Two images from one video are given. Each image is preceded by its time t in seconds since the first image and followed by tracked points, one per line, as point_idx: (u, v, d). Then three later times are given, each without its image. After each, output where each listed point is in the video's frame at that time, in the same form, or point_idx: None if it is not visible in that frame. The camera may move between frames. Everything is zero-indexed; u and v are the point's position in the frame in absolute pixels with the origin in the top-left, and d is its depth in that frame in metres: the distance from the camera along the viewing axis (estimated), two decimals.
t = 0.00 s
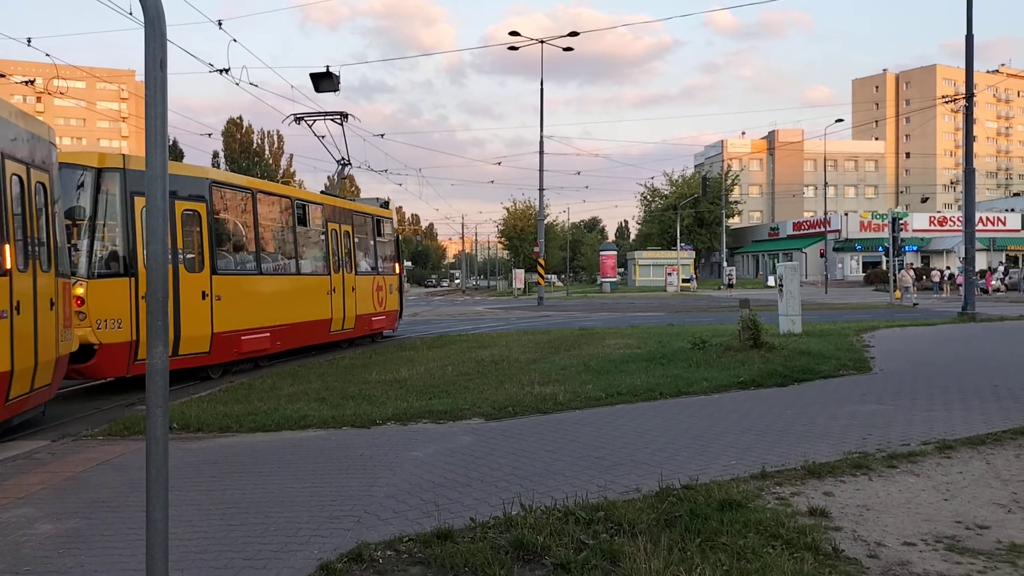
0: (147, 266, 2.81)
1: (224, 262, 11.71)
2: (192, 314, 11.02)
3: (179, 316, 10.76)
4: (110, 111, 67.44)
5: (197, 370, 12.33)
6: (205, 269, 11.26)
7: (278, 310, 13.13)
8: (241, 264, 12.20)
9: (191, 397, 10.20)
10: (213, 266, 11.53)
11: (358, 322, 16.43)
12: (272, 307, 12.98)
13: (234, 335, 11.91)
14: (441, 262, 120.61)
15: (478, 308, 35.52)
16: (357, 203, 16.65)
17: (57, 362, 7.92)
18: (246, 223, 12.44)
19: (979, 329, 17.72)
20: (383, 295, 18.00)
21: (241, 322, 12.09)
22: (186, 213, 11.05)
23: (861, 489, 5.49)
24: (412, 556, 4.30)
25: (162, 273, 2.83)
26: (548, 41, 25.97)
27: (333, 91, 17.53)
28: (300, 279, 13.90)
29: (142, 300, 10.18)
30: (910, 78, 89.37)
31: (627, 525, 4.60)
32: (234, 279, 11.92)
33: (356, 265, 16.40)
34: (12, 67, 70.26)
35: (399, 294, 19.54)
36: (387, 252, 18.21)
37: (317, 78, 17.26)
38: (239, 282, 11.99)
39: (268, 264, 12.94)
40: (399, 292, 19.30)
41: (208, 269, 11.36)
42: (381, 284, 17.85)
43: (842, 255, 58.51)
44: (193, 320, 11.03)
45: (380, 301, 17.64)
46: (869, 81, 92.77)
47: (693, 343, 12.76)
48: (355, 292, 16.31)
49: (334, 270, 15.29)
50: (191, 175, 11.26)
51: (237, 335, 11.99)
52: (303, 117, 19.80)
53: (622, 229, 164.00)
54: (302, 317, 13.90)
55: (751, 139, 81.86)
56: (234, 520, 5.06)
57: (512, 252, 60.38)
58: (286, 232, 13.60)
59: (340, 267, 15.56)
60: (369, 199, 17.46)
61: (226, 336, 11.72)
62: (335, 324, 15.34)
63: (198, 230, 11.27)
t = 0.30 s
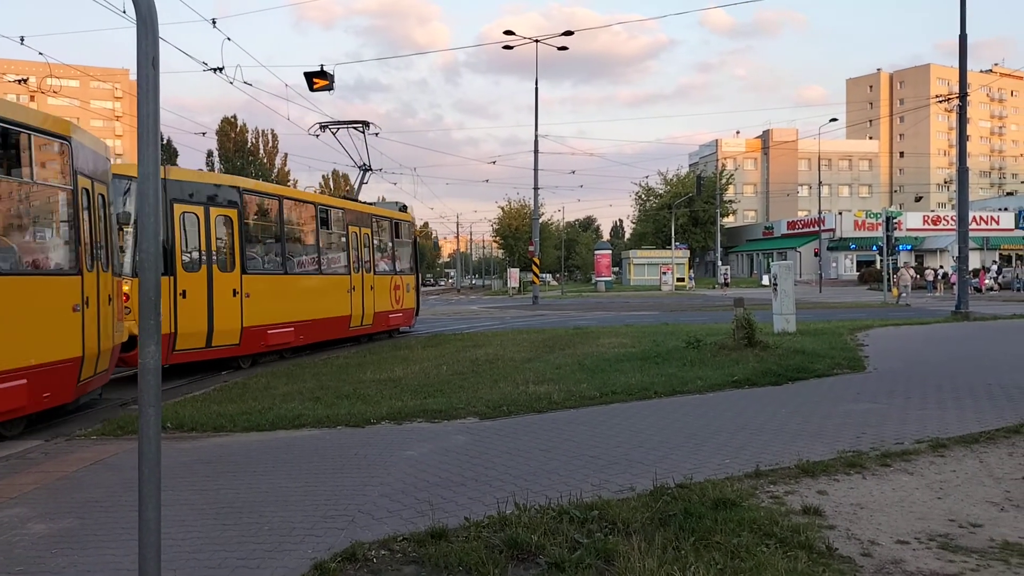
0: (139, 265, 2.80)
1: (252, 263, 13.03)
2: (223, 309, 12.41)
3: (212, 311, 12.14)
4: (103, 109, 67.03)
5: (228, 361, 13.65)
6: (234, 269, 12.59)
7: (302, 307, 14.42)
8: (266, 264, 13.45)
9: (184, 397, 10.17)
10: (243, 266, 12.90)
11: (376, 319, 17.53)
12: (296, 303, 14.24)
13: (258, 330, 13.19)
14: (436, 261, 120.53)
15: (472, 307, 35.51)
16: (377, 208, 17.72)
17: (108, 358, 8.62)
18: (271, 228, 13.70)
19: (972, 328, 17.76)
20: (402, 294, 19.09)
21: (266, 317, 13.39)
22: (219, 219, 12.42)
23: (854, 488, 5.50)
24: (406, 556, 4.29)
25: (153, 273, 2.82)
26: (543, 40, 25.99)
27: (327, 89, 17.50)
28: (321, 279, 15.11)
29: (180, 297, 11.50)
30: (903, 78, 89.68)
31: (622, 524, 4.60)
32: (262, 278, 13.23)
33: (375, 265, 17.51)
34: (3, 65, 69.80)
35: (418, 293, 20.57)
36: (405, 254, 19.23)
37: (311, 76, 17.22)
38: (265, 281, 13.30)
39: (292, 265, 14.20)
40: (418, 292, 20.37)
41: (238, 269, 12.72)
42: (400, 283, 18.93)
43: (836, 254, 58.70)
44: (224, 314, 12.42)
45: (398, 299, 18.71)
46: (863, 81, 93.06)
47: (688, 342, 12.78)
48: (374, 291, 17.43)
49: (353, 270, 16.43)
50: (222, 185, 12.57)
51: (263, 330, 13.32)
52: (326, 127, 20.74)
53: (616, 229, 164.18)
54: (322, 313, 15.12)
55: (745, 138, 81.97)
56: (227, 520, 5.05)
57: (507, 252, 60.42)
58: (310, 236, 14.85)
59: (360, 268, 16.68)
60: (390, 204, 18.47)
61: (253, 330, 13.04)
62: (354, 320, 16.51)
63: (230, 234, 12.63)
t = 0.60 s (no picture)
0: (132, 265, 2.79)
1: (280, 263, 13.92)
2: (253, 306, 13.29)
3: (242, 308, 13.02)
4: (98, 109, 66.84)
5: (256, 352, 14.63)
6: (263, 269, 13.45)
7: (325, 304, 15.31)
8: (293, 264, 14.29)
9: (179, 397, 10.13)
10: (270, 266, 13.75)
11: (393, 316, 18.38)
12: (318, 301, 15.14)
13: (285, 324, 14.08)
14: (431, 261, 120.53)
15: (467, 307, 35.52)
16: (394, 211, 18.54)
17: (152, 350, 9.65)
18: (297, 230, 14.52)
19: (967, 328, 17.78)
20: (417, 293, 19.93)
21: (293, 312, 14.32)
22: (249, 223, 13.25)
23: (849, 487, 5.51)
24: (401, 556, 4.28)
25: (147, 274, 2.82)
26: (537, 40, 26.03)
27: (322, 89, 17.46)
28: (341, 278, 15.97)
29: (214, 294, 12.40)
30: (898, 78, 89.97)
31: (616, 523, 4.60)
32: (289, 277, 14.12)
33: (393, 265, 18.35)
34: None
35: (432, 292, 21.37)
36: (421, 255, 20.02)
37: (306, 75, 17.20)
38: (292, 280, 14.18)
39: (316, 265, 15.04)
40: (432, 291, 21.22)
41: (266, 269, 13.56)
42: (415, 283, 19.77)
43: (830, 253, 58.82)
44: (253, 311, 13.29)
45: (413, 298, 19.54)
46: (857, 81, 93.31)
47: (683, 342, 12.80)
48: (391, 289, 18.28)
49: (371, 270, 17.26)
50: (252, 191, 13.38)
51: (288, 325, 14.22)
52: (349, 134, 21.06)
53: (611, 229, 164.31)
54: (343, 310, 16.01)
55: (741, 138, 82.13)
56: (222, 520, 5.03)
57: (502, 251, 60.44)
58: (332, 238, 15.68)
59: (377, 269, 17.52)
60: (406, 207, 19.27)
61: (280, 324, 13.97)
62: (371, 317, 17.37)
63: (259, 237, 13.46)
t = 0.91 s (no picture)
0: (127, 265, 2.79)
1: (304, 265, 15.31)
2: (279, 304, 14.66)
3: (270, 305, 14.38)
4: (94, 109, 66.55)
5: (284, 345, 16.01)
6: (288, 270, 14.82)
7: (345, 302, 16.65)
8: (315, 266, 15.68)
9: (175, 398, 10.10)
10: (295, 267, 15.13)
11: (410, 314, 19.75)
12: (340, 300, 16.51)
13: (308, 321, 15.44)
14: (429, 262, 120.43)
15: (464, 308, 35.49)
16: (410, 216, 19.90)
17: (184, 341, 10.92)
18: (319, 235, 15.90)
19: (963, 329, 17.82)
20: (433, 292, 21.29)
21: (317, 310, 15.70)
22: (275, 228, 14.61)
23: (845, 488, 5.51)
24: (397, 557, 4.28)
25: (142, 273, 2.81)
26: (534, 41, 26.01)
27: (319, 91, 17.46)
28: (360, 278, 17.32)
29: (244, 293, 13.81)
30: (894, 79, 90.12)
31: (613, 525, 4.60)
32: (312, 278, 15.51)
33: (409, 266, 19.73)
34: None
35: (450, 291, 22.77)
36: (437, 256, 21.39)
37: (303, 77, 17.17)
38: (315, 280, 15.55)
39: (336, 266, 16.41)
40: (450, 291, 22.61)
41: (290, 269, 14.92)
42: (432, 282, 21.16)
43: (827, 254, 58.84)
44: (279, 308, 14.65)
45: (429, 297, 20.91)
46: (854, 82, 93.42)
47: (680, 343, 12.81)
48: (408, 288, 19.65)
49: (389, 270, 18.62)
50: (277, 199, 14.77)
51: (312, 321, 15.57)
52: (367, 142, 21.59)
53: (609, 230, 164.20)
54: (362, 308, 17.36)
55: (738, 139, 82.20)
56: (218, 521, 5.02)
57: (499, 252, 60.35)
58: (351, 242, 17.04)
59: (394, 269, 18.89)
60: (423, 212, 20.61)
61: (304, 321, 15.33)
62: (391, 314, 18.73)
63: (285, 240, 14.83)
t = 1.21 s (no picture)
0: (125, 266, 2.78)
1: (331, 267, 16.21)
2: (309, 303, 15.55)
3: (300, 305, 15.28)
4: (93, 112, 66.57)
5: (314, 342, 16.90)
6: (316, 273, 15.72)
7: (370, 301, 17.54)
8: (342, 268, 16.58)
9: (175, 400, 10.08)
10: (323, 269, 16.04)
11: (433, 313, 20.69)
12: (366, 300, 17.42)
13: (335, 319, 16.31)
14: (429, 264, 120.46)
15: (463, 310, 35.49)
16: (431, 221, 20.85)
17: (224, 335, 12.25)
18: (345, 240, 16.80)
19: (962, 331, 17.83)
20: (455, 292, 22.23)
21: (343, 309, 16.59)
22: (304, 234, 15.51)
23: (844, 490, 5.51)
24: (395, 560, 4.27)
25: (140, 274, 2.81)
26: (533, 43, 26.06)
27: (318, 93, 17.47)
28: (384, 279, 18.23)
29: (276, 294, 14.73)
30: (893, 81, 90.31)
31: (612, 527, 4.59)
32: (339, 279, 16.42)
33: (431, 268, 20.68)
34: None
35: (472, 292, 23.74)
36: (458, 259, 22.36)
37: (302, 79, 17.20)
38: (342, 282, 16.47)
39: (362, 268, 17.30)
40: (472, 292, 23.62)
41: (319, 272, 15.82)
42: (454, 284, 22.13)
43: (826, 256, 58.90)
44: (309, 308, 15.54)
45: (451, 297, 21.85)
46: (853, 85, 93.58)
47: (678, 345, 12.80)
48: (430, 289, 20.59)
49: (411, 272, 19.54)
50: (306, 208, 15.69)
51: (339, 319, 16.46)
52: (393, 152, 22.88)
53: (608, 232, 164.34)
54: (387, 307, 18.28)
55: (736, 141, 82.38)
56: (217, 524, 5.01)
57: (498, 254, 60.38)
58: (376, 245, 17.94)
59: (418, 271, 19.84)
60: (444, 217, 21.58)
61: (332, 319, 16.21)
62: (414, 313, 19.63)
63: (314, 245, 15.74)
